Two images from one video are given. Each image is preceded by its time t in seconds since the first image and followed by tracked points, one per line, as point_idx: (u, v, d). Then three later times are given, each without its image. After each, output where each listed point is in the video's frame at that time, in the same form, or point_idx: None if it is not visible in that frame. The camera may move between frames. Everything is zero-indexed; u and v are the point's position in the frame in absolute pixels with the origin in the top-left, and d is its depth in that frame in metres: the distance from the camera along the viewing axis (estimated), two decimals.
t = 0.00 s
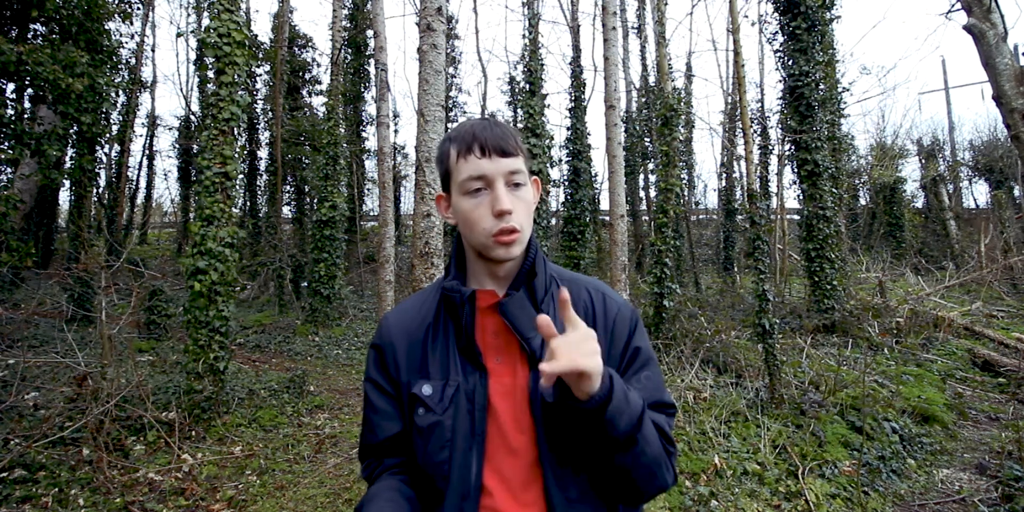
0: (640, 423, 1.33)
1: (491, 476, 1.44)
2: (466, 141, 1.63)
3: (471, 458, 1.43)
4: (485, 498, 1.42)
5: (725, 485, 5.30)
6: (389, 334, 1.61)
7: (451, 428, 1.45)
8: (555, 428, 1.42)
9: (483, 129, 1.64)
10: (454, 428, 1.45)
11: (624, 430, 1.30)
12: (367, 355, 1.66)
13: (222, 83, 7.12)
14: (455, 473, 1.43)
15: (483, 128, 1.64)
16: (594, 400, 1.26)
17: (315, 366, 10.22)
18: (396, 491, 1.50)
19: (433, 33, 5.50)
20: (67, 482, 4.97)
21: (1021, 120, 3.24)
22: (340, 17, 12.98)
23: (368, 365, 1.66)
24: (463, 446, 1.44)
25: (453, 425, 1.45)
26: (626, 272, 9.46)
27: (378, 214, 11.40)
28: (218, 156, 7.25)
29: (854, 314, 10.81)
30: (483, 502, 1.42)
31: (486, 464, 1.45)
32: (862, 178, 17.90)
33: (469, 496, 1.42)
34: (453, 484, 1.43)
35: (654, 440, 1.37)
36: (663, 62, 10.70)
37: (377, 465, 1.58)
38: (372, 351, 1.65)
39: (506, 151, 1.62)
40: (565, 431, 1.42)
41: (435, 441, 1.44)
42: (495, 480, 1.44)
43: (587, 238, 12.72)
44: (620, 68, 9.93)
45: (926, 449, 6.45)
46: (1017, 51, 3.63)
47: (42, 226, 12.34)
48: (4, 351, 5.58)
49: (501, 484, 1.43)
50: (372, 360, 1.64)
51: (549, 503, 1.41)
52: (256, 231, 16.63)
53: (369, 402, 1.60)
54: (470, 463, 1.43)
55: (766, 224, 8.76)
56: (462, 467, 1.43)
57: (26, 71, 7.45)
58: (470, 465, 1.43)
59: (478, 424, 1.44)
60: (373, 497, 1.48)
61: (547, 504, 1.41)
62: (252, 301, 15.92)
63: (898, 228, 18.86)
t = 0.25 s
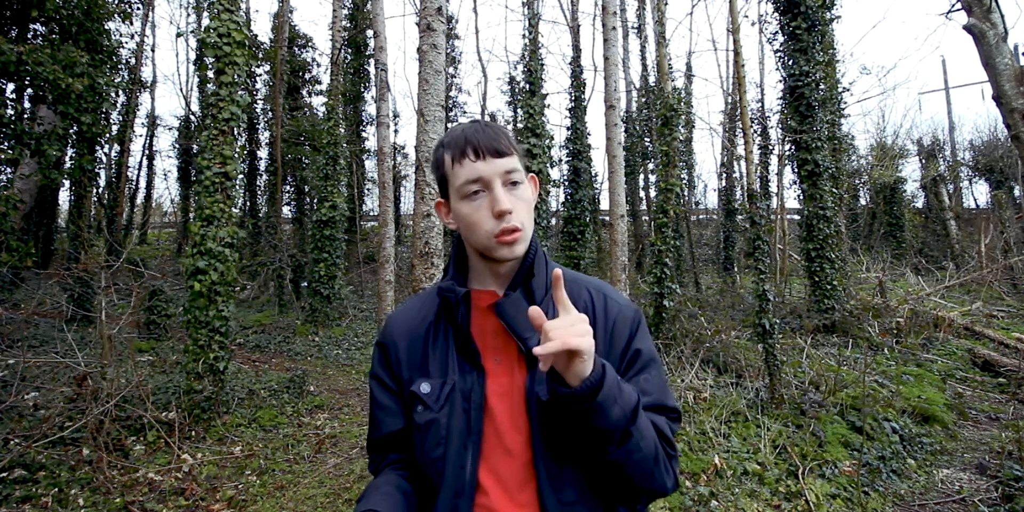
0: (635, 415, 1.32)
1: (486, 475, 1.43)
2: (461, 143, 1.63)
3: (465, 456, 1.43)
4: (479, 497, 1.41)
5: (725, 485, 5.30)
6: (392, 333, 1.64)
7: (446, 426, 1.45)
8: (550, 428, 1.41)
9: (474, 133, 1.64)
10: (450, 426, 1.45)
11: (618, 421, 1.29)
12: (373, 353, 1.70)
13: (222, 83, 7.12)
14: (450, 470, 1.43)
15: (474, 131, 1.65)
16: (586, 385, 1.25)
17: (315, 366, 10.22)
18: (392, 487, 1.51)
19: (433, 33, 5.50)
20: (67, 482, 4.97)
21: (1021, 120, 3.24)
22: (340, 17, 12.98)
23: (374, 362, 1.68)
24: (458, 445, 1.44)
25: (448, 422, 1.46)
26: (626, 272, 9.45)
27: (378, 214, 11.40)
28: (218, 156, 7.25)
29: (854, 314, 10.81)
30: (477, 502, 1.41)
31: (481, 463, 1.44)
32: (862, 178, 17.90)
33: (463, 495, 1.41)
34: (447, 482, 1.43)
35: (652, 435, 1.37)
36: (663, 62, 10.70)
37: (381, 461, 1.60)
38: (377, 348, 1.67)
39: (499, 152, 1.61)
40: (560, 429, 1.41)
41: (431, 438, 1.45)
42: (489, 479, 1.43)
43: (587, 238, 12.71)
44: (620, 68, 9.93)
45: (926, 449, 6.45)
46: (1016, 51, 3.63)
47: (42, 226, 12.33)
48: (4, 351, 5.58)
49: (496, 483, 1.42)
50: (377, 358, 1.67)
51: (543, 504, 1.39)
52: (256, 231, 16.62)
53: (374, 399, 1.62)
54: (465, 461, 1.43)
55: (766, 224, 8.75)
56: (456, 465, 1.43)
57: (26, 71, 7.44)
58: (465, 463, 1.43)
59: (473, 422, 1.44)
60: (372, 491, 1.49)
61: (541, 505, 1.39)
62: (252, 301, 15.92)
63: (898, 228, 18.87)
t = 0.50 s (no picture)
0: (635, 415, 1.32)
1: (484, 474, 1.43)
2: (459, 144, 1.63)
3: (464, 455, 1.44)
4: (477, 496, 1.41)
5: (725, 485, 5.30)
6: (397, 331, 1.65)
7: (445, 424, 1.46)
8: (549, 428, 1.40)
9: (472, 133, 1.65)
10: (448, 424, 1.46)
11: (617, 421, 1.28)
12: (378, 352, 1.72)
13: (222, 83, 7.12)
14: (448, 468, 1.43)
15: (472, 132, 1.65)
16: (588, 383, 1.24)
17: (315, 366, 10.22)
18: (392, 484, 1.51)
19: (433, 33, 5.50)
20: (67, 482, 4.96)
21: (1022, 120, 3.24)
22: (340, 17, 12.98)
23: (380, 360, 1.70)
24: (456, 444, 1.45)
25: (447, 421, 1.46)
26: (626, 272, 9.45)
27: (378, 214, 11.40)
28: (218, 156, 7.25)
29: (854, 314, 10.81)
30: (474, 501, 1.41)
31: (479, 462, 1.44)
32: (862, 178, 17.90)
33: (461, 493, 1.41)
34: (445, 480, 1.43)
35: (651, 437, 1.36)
36: (663, 62, 10.70)
37: (385, 458, 1.62)
38: (382, 347, 1.70)
39: (497, 151, 1.61)
40: (559, 429, 1.40)
41: (430, 437, 1.46)
42: (486, 479, 1.43)
43: (587, 238, 12.71)
44: (620, 68, 9.93)
45: (926, 449, 6.44)
46: (1017, 51, 3.63)
47: (42, 226, 12.33)
48: (4, 351, 5.58)
49: (494, 483, 1.42)
50: (382, 356, 1.69)
51: (539, 506, 1.38)
52: (256, 231, 16.62)
53: (379, 396, 1.64)
54: (463, 460, 1.43)
55: (766, 224, 8.75)
56: (454, 463, 1.43)
57: (26, 71, 7.45)
58: (463, 462, 1.43)
59: (472, 422, 1.45)
60: (373, 488, 1.51)
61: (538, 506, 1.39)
62: (252, 301, 15.92)
63: (898, 228, 18.87)
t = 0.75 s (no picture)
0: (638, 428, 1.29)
1: (486, 474, 1.43)
2: (459, 146, 1.64)
3: (465, 455, 1.44)
4: (479, 496, 1.42)
5: (725, 485, 5.30)
6: (400, 331, 1.66)
7: (447, 424, 1.46)
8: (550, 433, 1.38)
9: (472, 133, 1.65)
10: (451, 425, 1.46)
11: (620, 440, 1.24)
12: (381, 352, 1.72)
13: (222, 83, 7.12)
14: (451, 468, 1.44)
15: (472, 132, 1.65)
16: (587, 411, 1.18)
17: (315, 366, 10.22)
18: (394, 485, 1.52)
19: (433, 33, 5.50)
20: (67, 482, 4.96)
21: (1021, 120, 3.23)
22: (340, 17, 12.99)
23: (383, 361, 1.71)
24: (457, 443, 1.45)
25: (449, 421, 1.47)
26: (626, 272, 9.45)
27: (378, 214, 11.40)
28: (218, 156, 7.25)
29: (854, 314, 10.80)
30: (477, 501, 1.41)
31: (482, 463, 1.44)
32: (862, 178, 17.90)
33: (463, 493, 1.42)
34: (447, 480, 1.43)
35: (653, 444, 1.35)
36: (663, 62, 10.70)
37: (389, 457, 1.62)
38: (385, 347, 1.70)
39: (497, 151, 1.61)
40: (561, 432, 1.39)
41: (432, 436, 1.47)
42: (489, 480, 1.42)
43: (587, 238, 12.71)
44: (620, 68, 9.93)
45: (926, 449, 6.44)
46: (1016, 51, 3.63)
47: (42, 226, 12.34)
48: (4, 351, 5.58)
49: (496, 483, 1.42)
50: (385, 356, 1.70)
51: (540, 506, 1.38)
52: (256, 231, 16.63)
53: (382, 396, 1.65)
54: (465, 461, 1.43)
55: (766, 224, 8.75)
56: (456, 463, 1.44)
57: (26, 71, 7.45)
58: (465, 462, 1.43)
59: (473, 422, 1.44)
60: (377, 486, 1.51)
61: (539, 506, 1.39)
62: (252, 301, 15.93)
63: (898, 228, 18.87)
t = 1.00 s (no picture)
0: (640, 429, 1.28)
1: (488, 472, 1.43)
2: (457, 150, 1.64)
3: (467, 454, 1.44)
4: (481, 494, 1.42)
5: (725, 485, 5.30)
6: (402, 331, 1.66)
7: (448, 423, 1.46)
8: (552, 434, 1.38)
9: (471, 138, 1.64)
10: (453, 425, 1.45)
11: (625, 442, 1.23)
12: (383, 351, 1.72)
13: (222, 83, 7.12)
14: (452, 466, 1.44)
15: (472, 136, 1.65)
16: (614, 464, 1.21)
17: (315, 366, 10.22)
18: (396, 486, 1.51)
19: (433, 33, 5.50)
20: (67, 483, 4.95)
21: (1022, 120, 3.23)
22: (340, 17, 12.98)
23: (385, 360, 1.71)
24: (459, 442, 1.44)
25: (450, 420, 1.46)
26: (626, 272, 9.45)
27: (377, 214, 11.40)
28: (218, 156, 7.25)
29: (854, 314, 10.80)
30: (479, 501, 1.42)
31: (484, 462, 1.44)
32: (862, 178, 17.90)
33: (465, 492, 1.42)
34: (449, 479, 1.43)
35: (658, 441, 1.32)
36: (663, 62, 10.70)
37: (391, 457, 1.62)
38: (387, 348, 1.70)
39: (496, 156, 1.61)
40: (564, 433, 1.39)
41: (434, 434, 1.47)
42: (491, 479, 1.43)
43: (587, 238, 12.71)
44: (620, 68, 9.92)
45: (926, 449, 6.44)
46: (1016, 51, 3.62)
47: (42, 226, 12.34)
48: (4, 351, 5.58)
49: (499, 482, 1.42)
50: (386, 356, 1.70)
51: (542, 505, 1.38)
52: (257, 231, 16.63)
53: (384, 395, 1.65)
54: (467, 460, 1.43)
55: (766, 224, 8.75)
56: (458, 461, 1.44)
57: (26, 71, 7.44)
58: (467, 462, 1.43)
59: (474, 420, 1.44)
60: (379, 487, 1.51)
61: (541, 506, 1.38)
62: (252, 301, 15.92)
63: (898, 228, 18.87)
